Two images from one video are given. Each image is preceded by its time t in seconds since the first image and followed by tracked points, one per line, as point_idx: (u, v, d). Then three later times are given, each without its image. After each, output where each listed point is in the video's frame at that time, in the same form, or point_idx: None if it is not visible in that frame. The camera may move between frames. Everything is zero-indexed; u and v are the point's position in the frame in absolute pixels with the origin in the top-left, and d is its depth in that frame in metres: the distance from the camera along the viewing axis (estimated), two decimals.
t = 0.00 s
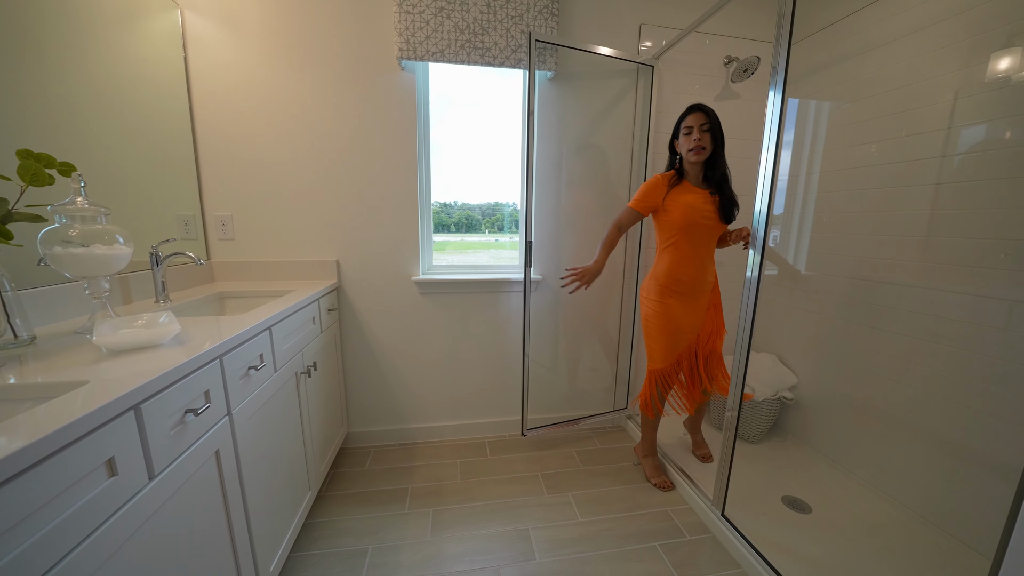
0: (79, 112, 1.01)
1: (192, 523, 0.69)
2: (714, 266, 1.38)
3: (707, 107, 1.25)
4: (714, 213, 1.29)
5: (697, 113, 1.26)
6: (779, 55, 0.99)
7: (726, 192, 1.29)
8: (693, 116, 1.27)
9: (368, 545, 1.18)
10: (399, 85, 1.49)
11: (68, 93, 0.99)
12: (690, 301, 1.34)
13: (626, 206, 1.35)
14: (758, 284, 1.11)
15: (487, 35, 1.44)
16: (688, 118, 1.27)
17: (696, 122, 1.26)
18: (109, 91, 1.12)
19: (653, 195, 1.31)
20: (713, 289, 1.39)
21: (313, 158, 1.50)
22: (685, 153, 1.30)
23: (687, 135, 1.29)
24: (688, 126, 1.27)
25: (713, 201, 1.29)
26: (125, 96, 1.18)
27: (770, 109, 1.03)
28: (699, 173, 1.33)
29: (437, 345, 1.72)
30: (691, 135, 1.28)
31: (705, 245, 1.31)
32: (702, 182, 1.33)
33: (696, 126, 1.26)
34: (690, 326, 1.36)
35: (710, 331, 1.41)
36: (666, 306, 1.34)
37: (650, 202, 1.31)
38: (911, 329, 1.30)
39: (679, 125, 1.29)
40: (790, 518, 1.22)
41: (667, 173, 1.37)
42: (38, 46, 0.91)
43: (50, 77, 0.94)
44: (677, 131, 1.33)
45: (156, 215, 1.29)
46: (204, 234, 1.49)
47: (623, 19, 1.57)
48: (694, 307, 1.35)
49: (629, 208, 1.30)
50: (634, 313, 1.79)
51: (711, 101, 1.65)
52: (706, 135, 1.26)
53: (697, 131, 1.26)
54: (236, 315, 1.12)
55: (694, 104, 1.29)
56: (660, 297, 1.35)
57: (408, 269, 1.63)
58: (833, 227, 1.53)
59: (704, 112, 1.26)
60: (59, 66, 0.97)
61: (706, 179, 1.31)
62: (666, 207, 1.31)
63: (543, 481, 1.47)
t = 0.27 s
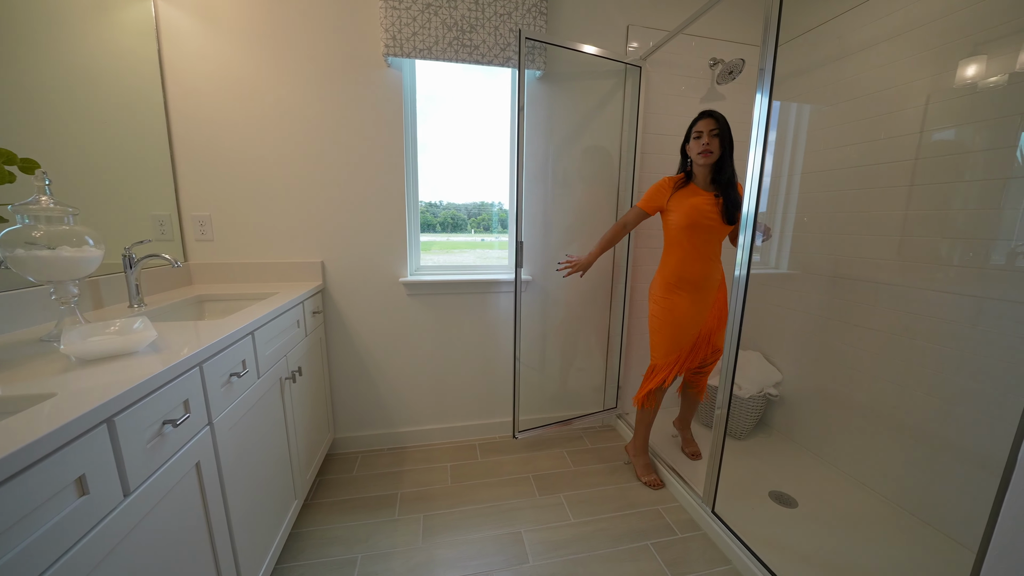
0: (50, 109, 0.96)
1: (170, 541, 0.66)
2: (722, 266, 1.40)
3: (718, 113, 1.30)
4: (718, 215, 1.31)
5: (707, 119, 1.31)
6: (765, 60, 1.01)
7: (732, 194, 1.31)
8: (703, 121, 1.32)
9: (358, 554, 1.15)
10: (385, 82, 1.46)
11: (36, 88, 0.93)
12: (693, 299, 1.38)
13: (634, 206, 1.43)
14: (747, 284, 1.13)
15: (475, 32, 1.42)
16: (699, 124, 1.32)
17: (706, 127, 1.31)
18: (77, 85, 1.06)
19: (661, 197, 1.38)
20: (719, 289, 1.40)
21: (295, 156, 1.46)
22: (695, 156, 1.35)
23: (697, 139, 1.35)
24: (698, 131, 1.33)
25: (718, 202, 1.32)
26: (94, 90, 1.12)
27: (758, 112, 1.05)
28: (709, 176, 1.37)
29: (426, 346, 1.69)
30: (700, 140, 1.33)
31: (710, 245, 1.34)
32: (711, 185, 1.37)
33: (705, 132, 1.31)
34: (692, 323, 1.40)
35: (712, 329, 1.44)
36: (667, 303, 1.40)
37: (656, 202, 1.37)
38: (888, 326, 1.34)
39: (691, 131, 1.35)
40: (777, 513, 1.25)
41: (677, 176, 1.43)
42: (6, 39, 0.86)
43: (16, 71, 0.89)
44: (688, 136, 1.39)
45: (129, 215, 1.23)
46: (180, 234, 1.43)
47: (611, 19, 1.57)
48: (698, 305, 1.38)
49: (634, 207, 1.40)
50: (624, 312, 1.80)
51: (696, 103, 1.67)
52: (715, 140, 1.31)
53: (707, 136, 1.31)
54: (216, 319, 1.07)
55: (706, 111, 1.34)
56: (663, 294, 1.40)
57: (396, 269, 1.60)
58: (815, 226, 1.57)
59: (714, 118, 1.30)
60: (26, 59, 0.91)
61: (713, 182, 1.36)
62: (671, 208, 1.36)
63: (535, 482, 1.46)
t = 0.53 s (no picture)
0: (16, 105, 0.90)
1: (143, 565, 0.62)
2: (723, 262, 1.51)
3: (726, 117, 1.40)
4: (722, 213, 1.42)
5: (716, 123, 1.41)
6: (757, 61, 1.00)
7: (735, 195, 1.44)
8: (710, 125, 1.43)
9: (347, 567, 1.11)
10: (373, 79, 1.42)
11: None
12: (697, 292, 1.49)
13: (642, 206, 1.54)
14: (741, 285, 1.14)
15: (465, 30, 1.39)
16: (707, 127, 1.43)
17: (714, 130, 1.42)
18: (43, 79, 1.00)
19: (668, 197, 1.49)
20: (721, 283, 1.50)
21: (279, 155, 1.41)
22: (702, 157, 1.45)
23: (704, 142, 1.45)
24: (706, 135, 1.43)
25: (723, 202, 1.44)
26: (62, 85, 1.05)
27: (751, 113, 1.04)
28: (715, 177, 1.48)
29: (416, 350, 1.66)
30: (707, 142, 1.43)
31: (713, 242, 1.45)
32: (716, 186, 1.48)
33: (713, 135, 1.42)
34: (695, 314, 1.50)
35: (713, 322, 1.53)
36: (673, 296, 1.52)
37: (662, 202, 1.48)
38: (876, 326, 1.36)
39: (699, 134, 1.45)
40: (770, 514, 1.25)
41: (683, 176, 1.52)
42: None
43: None
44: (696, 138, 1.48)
45: (101, 217, 1.17)
46: (157, 237, 1.37)
47: (602, 18, 1.56)
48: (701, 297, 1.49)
49: (642, 206, 1.50)
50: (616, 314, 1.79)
51: (687, 104, 1.67)
52: (722, 143, 1.41)
53: (714, 139, 1.41)
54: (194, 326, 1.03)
55: (714, 114, 1.44)
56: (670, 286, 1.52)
57: (385, 272, 1.56)
58: (804, 227, 1.59)
59: (722, 122, 1.41)
60: None
61: (719, 184, 1.47)
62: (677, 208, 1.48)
63: (528, 488, 1.44)
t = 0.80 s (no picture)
0: None
1: None
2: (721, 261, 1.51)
3: (721, 118, 1.41)
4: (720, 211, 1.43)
5: (709, 125, 1.42)
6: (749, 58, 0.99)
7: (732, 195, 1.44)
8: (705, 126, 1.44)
9: None
10: (355, 73, 1.37)
11: None
12: (694, 290, 1.50)
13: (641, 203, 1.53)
14: (734, 285, 1.13)
15: (451, 23, 1.35)
16: (702, 129, 1.44)
17: (710, 131, 1.43)
18: None
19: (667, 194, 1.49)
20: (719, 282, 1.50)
21: (256, 151, 1.34)
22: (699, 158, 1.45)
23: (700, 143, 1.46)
24: (701, 136, 1.44)
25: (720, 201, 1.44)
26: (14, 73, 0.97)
27: (744, 111, 1.03)
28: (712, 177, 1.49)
29: (403, 353, 1.61)
30: (702, 143, 1.44)
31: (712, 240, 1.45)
32: (714, 185, 1.48)
33: (710, 135, 1.42)
34: (692, 311, 1.51)
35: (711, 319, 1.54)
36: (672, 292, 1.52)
37: (662, 199, 1.48)
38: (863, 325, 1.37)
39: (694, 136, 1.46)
40: (761, 515, 1.25)
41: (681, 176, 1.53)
42: None
43: None
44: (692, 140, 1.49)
45: (59, 217, 1.09)
46: (124, 237, 1.29)
47: (592, 14, 1.53)
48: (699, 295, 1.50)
49: (641, 204, 1.49)
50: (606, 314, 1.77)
51: (677, 102, 1.66)
52: (717, 143, 1.42)
53: (709, 140, 1.42)
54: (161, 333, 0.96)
55: (709, 116, 1.45)
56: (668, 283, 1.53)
57: (369, 273, 1.51)
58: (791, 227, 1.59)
59: (717, 123, 1.41)
60: None
61: (717, 184, 1.47)
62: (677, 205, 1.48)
63: (519, 493, 1.41)
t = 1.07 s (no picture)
0: None
1: None
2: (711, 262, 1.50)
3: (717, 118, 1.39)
4: (710, 212, 1.42)
5: (709, 123, 1.40)
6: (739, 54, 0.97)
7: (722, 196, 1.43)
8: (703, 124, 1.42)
9: None
10: (334, 65, 1.30)
11: None
12: (683, 291, 1.49)
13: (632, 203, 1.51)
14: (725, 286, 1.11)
15: (434, 14, 1.30)
16: (701, 126, 1.41)
17: (708, 129, 1.41)
18: None
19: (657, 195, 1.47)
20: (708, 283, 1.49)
21: (227, 146, 1.27)
22: (695, 156, 1.43)
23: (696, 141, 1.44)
24: (699, 133, 1.42)
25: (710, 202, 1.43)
26: None
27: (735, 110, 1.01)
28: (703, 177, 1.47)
29: (387, 358, 1.55)
30: (699, 141, 1.42)
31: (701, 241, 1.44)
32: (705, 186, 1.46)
33: (706, 134, 1.40)
34: (681, 312, 1.50)
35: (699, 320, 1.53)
36: (660, 293, 1.51)
37: (652, 199, 1.46)
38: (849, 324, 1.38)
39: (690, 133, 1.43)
40: (752, 517, 1.24)
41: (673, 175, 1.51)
42: None
43: None
44: (686, 138, 1.47)
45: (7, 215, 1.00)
46: (83, 238, 1.20)
47: (579, 9, 1.50)
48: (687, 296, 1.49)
49: (631, 203, 1.46)
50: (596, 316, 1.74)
51: (665, 101, 1.64)
52: (715, 142, 1.40)
53: (707, 138, 1.40)
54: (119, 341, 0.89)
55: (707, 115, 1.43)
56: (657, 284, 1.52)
57: (351, 274, 1.45)
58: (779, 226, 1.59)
59: (714, 122, 1.40)
60: None
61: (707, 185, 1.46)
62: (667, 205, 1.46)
63: (508, 501, 1.37)
